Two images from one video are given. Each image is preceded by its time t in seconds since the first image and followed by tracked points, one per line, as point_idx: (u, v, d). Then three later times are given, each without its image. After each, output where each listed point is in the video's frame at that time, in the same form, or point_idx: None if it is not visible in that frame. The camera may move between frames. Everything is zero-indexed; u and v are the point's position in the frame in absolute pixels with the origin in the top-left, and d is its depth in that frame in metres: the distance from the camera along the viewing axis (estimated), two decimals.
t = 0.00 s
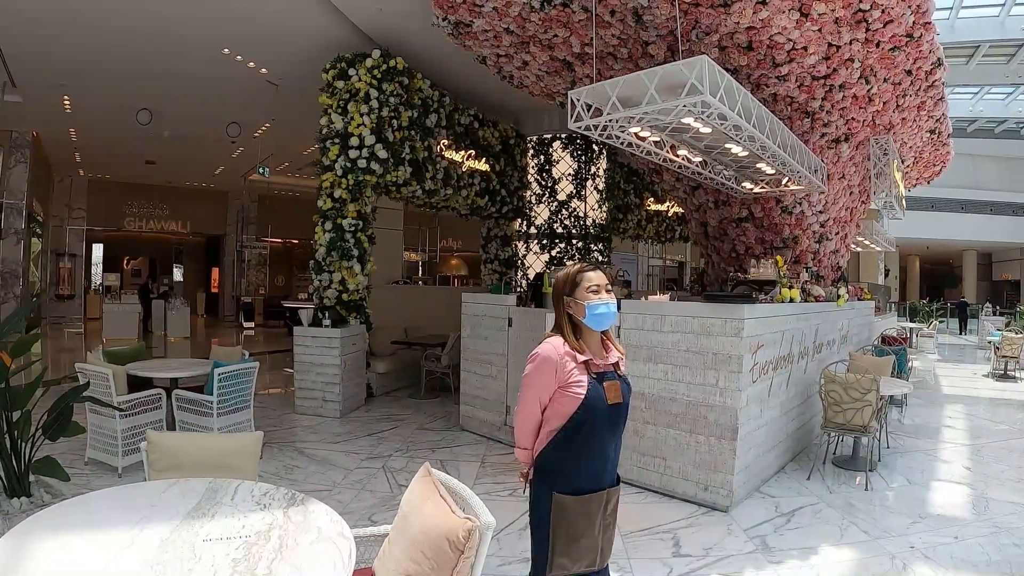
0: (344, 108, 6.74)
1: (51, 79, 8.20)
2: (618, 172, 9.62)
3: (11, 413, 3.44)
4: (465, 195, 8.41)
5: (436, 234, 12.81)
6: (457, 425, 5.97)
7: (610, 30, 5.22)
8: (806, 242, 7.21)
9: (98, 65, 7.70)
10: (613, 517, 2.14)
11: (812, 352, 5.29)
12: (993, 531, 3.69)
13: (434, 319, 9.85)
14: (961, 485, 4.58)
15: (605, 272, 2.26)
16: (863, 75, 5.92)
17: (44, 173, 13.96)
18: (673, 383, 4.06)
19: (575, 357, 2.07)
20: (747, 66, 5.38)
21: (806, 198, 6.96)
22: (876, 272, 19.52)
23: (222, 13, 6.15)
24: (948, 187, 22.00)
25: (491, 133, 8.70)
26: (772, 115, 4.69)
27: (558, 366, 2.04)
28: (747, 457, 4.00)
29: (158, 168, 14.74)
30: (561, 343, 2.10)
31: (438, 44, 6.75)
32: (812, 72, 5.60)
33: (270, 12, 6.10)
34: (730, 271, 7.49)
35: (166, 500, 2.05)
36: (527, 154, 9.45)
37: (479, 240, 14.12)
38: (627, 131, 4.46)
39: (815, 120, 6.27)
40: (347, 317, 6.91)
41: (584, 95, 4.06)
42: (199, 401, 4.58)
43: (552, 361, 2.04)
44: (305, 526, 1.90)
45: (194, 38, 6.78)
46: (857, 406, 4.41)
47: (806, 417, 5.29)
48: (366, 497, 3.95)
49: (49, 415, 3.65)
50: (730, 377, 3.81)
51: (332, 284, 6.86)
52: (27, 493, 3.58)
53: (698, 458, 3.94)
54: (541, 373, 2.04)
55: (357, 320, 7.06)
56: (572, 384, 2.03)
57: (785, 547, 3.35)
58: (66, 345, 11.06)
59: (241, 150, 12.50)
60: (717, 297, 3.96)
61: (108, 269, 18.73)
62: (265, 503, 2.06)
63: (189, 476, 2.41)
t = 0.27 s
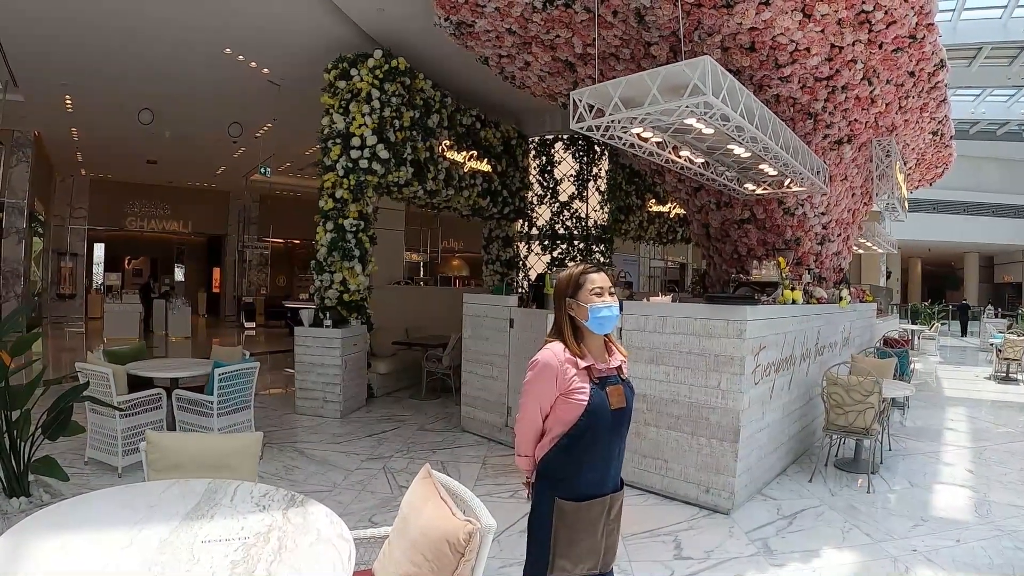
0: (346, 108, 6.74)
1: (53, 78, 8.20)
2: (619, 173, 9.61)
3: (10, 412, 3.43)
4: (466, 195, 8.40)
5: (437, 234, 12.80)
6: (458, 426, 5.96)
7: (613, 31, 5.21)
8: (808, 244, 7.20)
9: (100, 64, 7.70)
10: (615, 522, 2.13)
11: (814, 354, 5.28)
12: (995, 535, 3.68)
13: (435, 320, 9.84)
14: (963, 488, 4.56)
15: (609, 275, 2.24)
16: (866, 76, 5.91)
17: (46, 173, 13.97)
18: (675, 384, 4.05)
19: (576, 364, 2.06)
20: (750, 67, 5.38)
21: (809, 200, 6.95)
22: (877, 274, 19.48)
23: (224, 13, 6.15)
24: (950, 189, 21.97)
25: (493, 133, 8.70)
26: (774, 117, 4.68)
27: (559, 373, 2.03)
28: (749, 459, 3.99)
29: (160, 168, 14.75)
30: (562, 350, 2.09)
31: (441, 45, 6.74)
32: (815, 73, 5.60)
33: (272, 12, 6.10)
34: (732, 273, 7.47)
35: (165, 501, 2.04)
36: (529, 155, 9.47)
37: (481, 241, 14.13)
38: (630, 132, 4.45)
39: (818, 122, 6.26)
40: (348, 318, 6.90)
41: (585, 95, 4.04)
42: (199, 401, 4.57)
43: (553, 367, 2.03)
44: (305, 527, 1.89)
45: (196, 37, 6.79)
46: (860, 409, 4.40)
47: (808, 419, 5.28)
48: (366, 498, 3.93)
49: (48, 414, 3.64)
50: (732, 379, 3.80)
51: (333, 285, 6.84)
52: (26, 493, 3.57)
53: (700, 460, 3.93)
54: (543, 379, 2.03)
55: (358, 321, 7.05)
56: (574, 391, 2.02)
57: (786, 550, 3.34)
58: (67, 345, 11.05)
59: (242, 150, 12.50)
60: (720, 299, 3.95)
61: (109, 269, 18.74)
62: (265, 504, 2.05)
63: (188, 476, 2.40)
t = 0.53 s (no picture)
0: (349, 110, 6.74)
1: (56, 79, 8.21)
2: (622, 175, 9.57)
3: (12, 413, 3.43)
4: (469, 197, 8.39)
5: (439, 236, 12.80)
6: (459, 428, 5.95)
7: (616, 33, 5.22)
8: (810, 246, 7.19)
9: (103, 66, 7.71)
10: (624, 524, 2.11)
11: (817, 357, 5.27)
12: (999, 538, 3.66)
13: (436, 322, 9.84)
14: (966, 491, 4.54)
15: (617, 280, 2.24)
16: (869, 79, 5.91)
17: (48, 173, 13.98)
18: (678, 387, 4.04)
19: (581, 365, 2.06)
20: (753, 69, 5.38)
21: (811, 202, 6.95)
22: (879, 276, 19.44)
23: (227, 14, 6.16)
24: (952, 191, 21.94)
25: (495, 135, 8.70)
26: (777, 119, 4.67)
27: (564, 375, 2.03)
28: (752, 462, 3.98)
29: (162, 169, 14.77)
30: (567, 351, 2.09)
31: (443, 47, 6.74)
32: (818, 76, 5.60)
33: (276, 13, 6.11)
34: (735, 275, 7.47)
35: (167, 503, 2.04)
36: (531, 157, 9.53)
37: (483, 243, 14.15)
38: (633, 134, 4.45)
39: (821, 124, 6.26)
40: (350, 319, 6.90)
41: (588, 98, 4.04)
42: (201, 402, 4.56)
43: (559, 369, 2.04)
44: (308, 530, 1.88)
45: (200, 39, 6.80)
46: (863, 412, 4.38)
47: (811, 422, 5.26)
48: (368, 500, 3.92)
49: (50, 415, 3.64)
50: (734, 382, 3.79)
51: (335, 286, 6.83)
52: (27, 494, 3.57)
53: (703, 463, 3.92)
54: (548, 381, 2.03)
55: (360, 323, 7.05)
56: (579, 392, 2.02)
57: (789, 553, 3.33)
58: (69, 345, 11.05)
59: (245, 152, 12.52)
60: (723, 301, 3.95)
61: (111, 269, 18.75)
62: (267, 507, 2.05)
63: (189, 478, 2.39)
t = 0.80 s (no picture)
0: (352, 112, 6.75)
1: (59, 81, 8.23)
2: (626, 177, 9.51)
3: (15, 414, 3.43)
4: (471, 199, 8.39)
5: (442, 238, 12.82)
6: (462, 430, 5.95)
7: (618, 34, 5.22)
8: (813, 249, 7.18)
9: (106, 68, 7.73)
10: (629, 525, 2.11)
11: (820, 359, 5.26)
12: (1003, 540, 3.65)
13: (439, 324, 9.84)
14: (969, 493, 4.53)
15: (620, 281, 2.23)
16: (871, 80, 5.91)
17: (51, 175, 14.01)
18: (681, 390, 4.03)
19: (585, 365, 2.06)
20: (756, 71, 5.39)
21: (814, 204, 6.95)
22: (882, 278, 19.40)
23: (231, 16, 6.17)
24: (954, 193, 21.91)
25: (498, 137, 8.71)
26: (780, 121, 4.67)
27: (568, 375, 2.03)
28: (756, 465, 3.97)
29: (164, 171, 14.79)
30: (571, 351, 2.09)
31: (446, 49, 6.75)
32: (821, 77, 5.60)
33: (279, 15, 6.12)
34: (737, 277, 7.47)
35: (171, 504, 2.04)
36: (533, 159, 9.52)
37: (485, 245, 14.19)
38: (636, 136, 4.45)
39: (823, 126, 6.26)
40: (353, 321, 6.91)
41: (591, 100, 4.04)
42: (204, 404, 4.57)
43: (563, 369, 2.03)
44: (312, 532, 1.88)
45: (203, 41, 6.82)
46: (866, 413, 4.37)
47: (814, 424, 5.26)
48: (371, 502, 3.92)
49: (53, 416, 3.64)
50: (737, 384, 3.78)
51: (338, 288, 6.84)
52: (30, 496, 3.57)
53: (707, 465, 3.91)
54: (551, 382, 2.03)
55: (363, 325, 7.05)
56: (583, 392, 2.02)
57: (793, 555, 3.32)
58: (71, 347, 11.06)
59: (247, 154, 12.55)
60: (726, 303, 3.95)
61: (114, 271, 18.79)
62: (271, 508, 2.05)
63: (192, 480, 2.39)
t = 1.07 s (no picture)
0: (349, 113, 6.76)
1: (57, 80, 8.23)
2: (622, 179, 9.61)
3: (12, 415, 3.43)
4: (469, 201, 8.40)
5: (439, 239, 12.82)
6: (459, 432, 5.95)
7: (616, 37, 5.24)
8: (810, 252, 7.17)
9: (104, 68, 7.74)
10: (621, 527, 2.12)
11: (816, 362, 5.28)
12: (998, 542, 3.67)
13: (436, 327, 9.85)
14: (964, 495, 4.55)
15: (612, 288, 2.22)
16: (868, 84, 5.93)
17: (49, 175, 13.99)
18: (677, 392, 4.05)
19: (574, 369, 2.07)
20: (753, 74, 5.41)
21: (811, 207, 6.94)
22: (878, 280, 19.45)
23: (229, 17, 6.18)
24: (951, 196, 21.97)
25: (496, 139, 8.73)
26: (776, 124, 4.68)
27: (559, 379, 2.04)
28: (751, 467, 3.98)
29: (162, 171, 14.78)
30: (561, 355, 2.10)
31: (444, 51, 6.75)
32: (818, 81, 5.62)
33: (277, 16, 6.13)
34: (734, 280, 7.51)
35: (168, 505, 2.05)
36: (531, 160, 9.58)
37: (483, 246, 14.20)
38: (633, 139, 4.46)
39: (820, 129, 6.28)
40: (350, 322, 6.92)
41: (588, 102, 4.04)
42: (201, 405, 4.57)
43: (554, 372, 2.05)
44: (308, 533, 1.89)
45: (201, 41, 6.82)
46: (861, 416, 4.39)
47: (810, 427, 5.27)
48: (368, 503, 3.92)
49: (50, 417, 3.64)
50: (733, 387, 3.79)
51: (335, 290, 6.84)
52: (27, 496, 3.57)
53: (703, 467, 3.92)
54: (543, 385, 2.05)
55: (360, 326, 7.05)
56: (575, 394, 2.03)
57: (788, 557, 3.33)
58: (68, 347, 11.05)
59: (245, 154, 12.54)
60: (723, 306, 3.95)
61: (111, 271, 18.76)
62: (268, 509, 2.05)
63: (190, 481, 2.40)
